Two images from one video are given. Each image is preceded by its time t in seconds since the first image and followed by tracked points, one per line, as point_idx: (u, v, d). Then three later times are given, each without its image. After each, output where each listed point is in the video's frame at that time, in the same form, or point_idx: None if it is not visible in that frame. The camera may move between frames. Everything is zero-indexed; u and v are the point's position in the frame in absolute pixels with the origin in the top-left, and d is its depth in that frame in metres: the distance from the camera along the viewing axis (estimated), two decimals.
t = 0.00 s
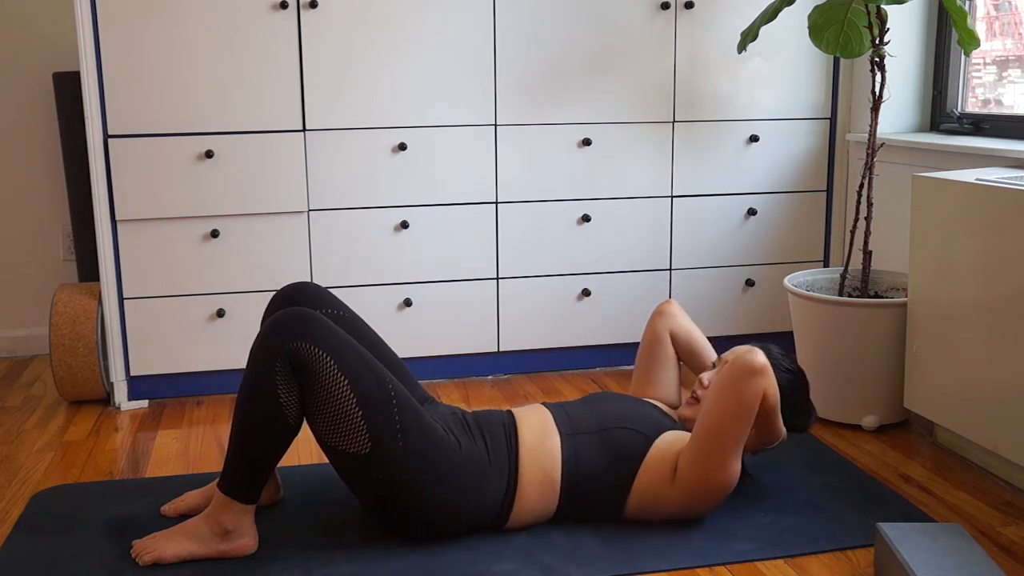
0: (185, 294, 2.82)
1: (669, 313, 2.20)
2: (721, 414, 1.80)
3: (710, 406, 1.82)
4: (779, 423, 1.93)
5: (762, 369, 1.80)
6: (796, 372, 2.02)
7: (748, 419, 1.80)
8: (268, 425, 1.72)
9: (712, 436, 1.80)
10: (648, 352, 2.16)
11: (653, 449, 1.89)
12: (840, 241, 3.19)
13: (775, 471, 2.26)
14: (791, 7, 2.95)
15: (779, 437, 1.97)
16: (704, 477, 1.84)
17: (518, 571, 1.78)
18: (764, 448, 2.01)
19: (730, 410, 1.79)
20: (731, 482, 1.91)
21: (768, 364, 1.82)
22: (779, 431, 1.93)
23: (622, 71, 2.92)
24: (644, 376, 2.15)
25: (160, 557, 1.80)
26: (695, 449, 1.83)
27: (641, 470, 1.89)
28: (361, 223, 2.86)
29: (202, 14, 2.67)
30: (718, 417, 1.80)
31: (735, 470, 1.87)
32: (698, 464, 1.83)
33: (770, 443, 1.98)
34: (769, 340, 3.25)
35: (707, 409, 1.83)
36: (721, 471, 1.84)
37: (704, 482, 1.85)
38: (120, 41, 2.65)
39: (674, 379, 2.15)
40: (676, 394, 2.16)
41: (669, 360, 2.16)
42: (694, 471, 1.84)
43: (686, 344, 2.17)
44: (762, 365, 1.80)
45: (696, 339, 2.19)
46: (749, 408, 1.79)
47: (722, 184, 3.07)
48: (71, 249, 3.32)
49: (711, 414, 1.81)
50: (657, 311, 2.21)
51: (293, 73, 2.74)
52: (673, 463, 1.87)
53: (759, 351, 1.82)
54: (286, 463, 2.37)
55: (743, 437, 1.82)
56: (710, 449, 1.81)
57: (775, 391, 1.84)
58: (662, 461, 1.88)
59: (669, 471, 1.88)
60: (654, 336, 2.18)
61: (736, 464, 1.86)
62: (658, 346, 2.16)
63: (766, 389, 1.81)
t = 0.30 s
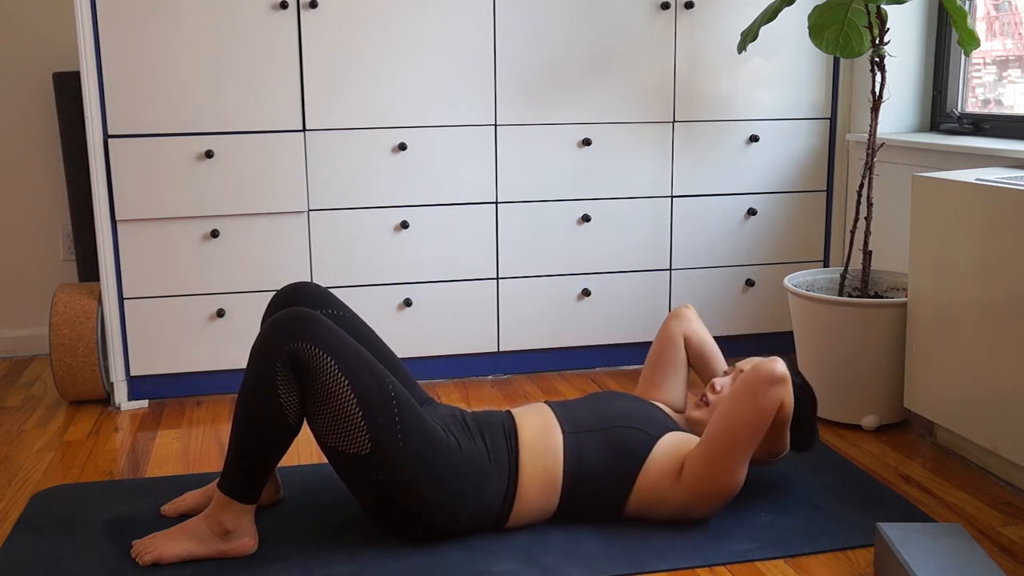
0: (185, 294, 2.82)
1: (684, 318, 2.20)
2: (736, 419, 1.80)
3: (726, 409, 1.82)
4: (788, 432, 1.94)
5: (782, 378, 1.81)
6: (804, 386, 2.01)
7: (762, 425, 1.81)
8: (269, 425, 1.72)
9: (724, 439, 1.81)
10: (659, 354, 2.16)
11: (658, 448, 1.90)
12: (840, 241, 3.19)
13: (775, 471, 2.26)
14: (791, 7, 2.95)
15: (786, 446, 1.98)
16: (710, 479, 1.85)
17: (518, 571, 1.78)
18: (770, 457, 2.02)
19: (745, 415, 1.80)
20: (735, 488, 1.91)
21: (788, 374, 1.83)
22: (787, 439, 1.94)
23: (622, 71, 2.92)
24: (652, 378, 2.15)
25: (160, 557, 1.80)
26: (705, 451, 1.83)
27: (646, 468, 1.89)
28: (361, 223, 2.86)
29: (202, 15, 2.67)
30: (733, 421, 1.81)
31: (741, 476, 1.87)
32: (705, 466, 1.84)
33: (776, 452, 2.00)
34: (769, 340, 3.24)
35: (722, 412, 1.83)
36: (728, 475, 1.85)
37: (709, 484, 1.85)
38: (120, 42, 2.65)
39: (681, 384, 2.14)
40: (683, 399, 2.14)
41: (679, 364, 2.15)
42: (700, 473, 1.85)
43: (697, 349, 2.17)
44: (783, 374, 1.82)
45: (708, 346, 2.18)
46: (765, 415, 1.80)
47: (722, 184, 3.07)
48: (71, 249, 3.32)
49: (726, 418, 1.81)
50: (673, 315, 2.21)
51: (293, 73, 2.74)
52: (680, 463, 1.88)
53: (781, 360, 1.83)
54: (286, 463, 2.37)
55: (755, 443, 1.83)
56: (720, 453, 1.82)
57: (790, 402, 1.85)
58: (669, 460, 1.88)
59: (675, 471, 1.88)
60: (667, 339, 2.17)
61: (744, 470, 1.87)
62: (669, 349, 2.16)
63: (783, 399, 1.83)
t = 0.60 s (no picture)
0: (185, 294, 2.82)
1: (698, 321, 2.20)
2: (745, 423, 1.81)
3: (735, 412, 1.83)
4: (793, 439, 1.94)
5: (794, 386, 1.82)
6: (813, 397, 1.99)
7: (771, 431, 1.82)
8: (269, 426, 1.72)
9: (732, 442, 1.82)
10: (668, 357, 2.16)
11: (661, 447, 1.90)
12: (840, 241, 3.19)
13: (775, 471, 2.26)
14: (791, 7, 2.95)
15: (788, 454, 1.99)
16: (714, 482, 1.85)
17: (518, 571, 1.78)
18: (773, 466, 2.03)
19: (755, 420, 1.81)
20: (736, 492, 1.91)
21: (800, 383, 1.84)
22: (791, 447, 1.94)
23: (622, 71, 2.92)
24: (660, 380, 2.15)
25: (160, 557, 1.80)
26: (711, 453, 1.84)
27: (649, 468, 1.89)
28: (361, 223, 2.86)
29: (202, 15, 2.67)
30: (742, 425, 1.81)
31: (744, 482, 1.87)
32: (710, 468, 1.84)
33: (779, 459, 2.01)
34: (768, 340, 3.25)
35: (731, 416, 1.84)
36: (732, 479, 1.85)
37: (712, 486, 1.85)
38: (120, 42, 2.65)
39: (689, 388, 2.15)
40: (689, 402, 2.15)
41: (689, 368, 2.15)
42: (704, 475, 1.85)
43: (707, 354, 2.16)
44: (795, 383, 1.82)
45: (718, 350, 2.17)
46: (774, 421, 1.81)
47: (722, 184, 3.07)
48: (71, 249, 3.32)
49: (735, 420, 1.82)
50: (688, 318, 2.20)
51: (293, 73, 2.74)
52: (684, 464, 1.88)
53: (793, 368, 1.84)
54: (286, 463, 2.37)
55: (762, 448, 1.83)
56: (727, 455, 1.82)
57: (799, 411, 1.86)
58: (672, 460, 1.89)
59: (678, 471, 1.89)
60: (678, 342, 2.17)
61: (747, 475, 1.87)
62: (679, 352, 2.15)
63: (794, 407, 1.83)
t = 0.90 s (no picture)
0: (185, 294, 2.82)
1: (708, 325, 2.19)
2: (754, 425, 1.82)
3: (744, 413, 1.83)
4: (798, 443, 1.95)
5: (805, 392, 1.83)
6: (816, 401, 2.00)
7: (779, 435, 1.83)
8: (269, 425, 1.72)
9: (740, 443, 1.82)
10: (676, 359, 2.15)
11: (664, 446, 1.90)
12: (840, 241, 3.19)
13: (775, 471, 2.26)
14: (791, 7, 2.95)
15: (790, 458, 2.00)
16: (718, 482, 1.85)
17: (518, 571, 1.78)
18: (776, 471, 2.05)
19: (764, 422, 1.81)
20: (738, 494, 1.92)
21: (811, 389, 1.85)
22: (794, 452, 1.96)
23: (622, 71, 2.92)
24: (665, 382, 2.15)
25: (160, 557, 1.80)
26: (717, 452, 1.84)
27: (651, 466, 1.89)
28: (361, 223, 2.86)
29: (202, 15, 2.67)
30: (751, 427, 1.82)
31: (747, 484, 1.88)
32: (715, 469, 1.85)
33: (781, 463, 2.03)
34: (768, 340, 3.25)
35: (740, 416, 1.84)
36: (736, 481, 1.85)
37: (715, 487, 1.86)
38: (120, 41, 2.65)
39: (694, 391, 2.15)
40: (693, 405, 2.15)
41: (695, 371, 2.15)
42: (708, 475, 1.85)
43: (715, 358, 2.16)
44: (807, 389, 1.84)
45: (726, 355, 2.17)
46: (783, 425, 1.82)
47: (722, 184, 3.07)
48: (71, 249, 3.32)
49: (744, 421, 1.82)
50: (697, 321, 2.19)
51: (293, 73, 2.74)
52: (688, 464, 1.89)
53: (805, 375, 1.85)
54: (286, 463, 2.37)
55: (768, 451, 1.84)
56: (734, 456, 1.83)
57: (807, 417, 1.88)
58: (676, 460, 1.89)
59: (681, 471, 1.89)
60: (687, 345, 2.16)
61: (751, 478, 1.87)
62: (687, 355, 2.15)
63: (803, 413, 1.84)
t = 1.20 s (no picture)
0: (185, 294, 2.82)
1: (714, 328, 2.19)
2: (759, 428, 1.81)
3: (750, 414, 1.83)
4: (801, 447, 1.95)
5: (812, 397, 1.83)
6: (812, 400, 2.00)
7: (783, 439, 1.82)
8: (269, 425, 1.72)
9: (743, 445, 1.82)
10: (681, 361, 2.15)
11: (666, 446, 1.91)
12: (840, 241, 3.19)
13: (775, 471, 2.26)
14: (791, 7, 2.95)
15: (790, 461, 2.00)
16: (719, 484, 1.85)
17: (518, 571, 1.78)
18: (777, 473, 2.05)
19: (769, 426, 1.81)
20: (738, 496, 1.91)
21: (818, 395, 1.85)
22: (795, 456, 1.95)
23: (622, 71, 2.92)
24: (669, 383, 2.15)
25: (160, 557, 1.80)
26: (720, 453, 1.84)
27: (653, 465, 1.89)
28: (361, 223, 2.86)
29: (202, 15, 2.67)
30: (756, 429, 1.81)
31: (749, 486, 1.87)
32: (717, 470, 1.84)
33: (784, 467, 2.03)
34: (768, 340, 3.25)
35: (745, 418, 1.84)
36: (738, 482, 1.85)
37: (717, 487, 1.85)
38: (120, 42, 2.65)
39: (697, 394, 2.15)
40: (695, 408, 2.15)
41: (699, 374, 2.15)
42: (709, 475, 1.85)
43: (720, 361, 2.16)
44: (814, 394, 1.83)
45: (730, 359, 2.17)
46: (787, 429, 1.82)
47: (722, 184, 3.07)
48: (71, 249, 3.32)
49: (749, 423, 1.82)
50: (704, 323, 2.19)
51: (293, 73, 2.74)
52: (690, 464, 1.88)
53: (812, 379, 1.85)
54: (286, 463, 2.37)
55: (771, 454, 1.83)
56: (737, 458, 1.82)
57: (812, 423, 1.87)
58: (678, 460, 1.89)
59: (683, 471, 1.89)
60: (692, 347, 2.16)
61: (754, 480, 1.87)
62: (693, 357, 2.15)
63: (808, 418, 1.84)
